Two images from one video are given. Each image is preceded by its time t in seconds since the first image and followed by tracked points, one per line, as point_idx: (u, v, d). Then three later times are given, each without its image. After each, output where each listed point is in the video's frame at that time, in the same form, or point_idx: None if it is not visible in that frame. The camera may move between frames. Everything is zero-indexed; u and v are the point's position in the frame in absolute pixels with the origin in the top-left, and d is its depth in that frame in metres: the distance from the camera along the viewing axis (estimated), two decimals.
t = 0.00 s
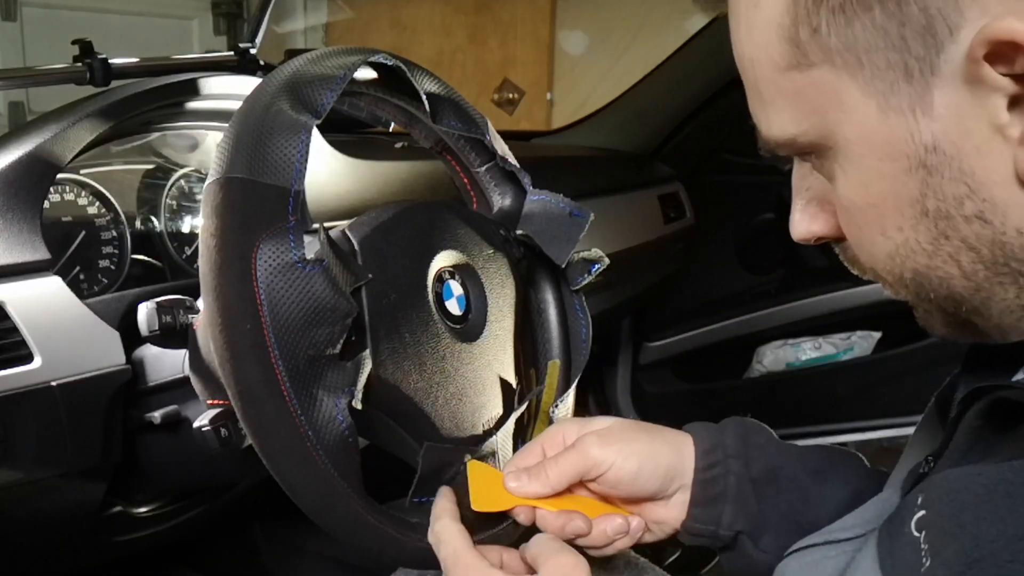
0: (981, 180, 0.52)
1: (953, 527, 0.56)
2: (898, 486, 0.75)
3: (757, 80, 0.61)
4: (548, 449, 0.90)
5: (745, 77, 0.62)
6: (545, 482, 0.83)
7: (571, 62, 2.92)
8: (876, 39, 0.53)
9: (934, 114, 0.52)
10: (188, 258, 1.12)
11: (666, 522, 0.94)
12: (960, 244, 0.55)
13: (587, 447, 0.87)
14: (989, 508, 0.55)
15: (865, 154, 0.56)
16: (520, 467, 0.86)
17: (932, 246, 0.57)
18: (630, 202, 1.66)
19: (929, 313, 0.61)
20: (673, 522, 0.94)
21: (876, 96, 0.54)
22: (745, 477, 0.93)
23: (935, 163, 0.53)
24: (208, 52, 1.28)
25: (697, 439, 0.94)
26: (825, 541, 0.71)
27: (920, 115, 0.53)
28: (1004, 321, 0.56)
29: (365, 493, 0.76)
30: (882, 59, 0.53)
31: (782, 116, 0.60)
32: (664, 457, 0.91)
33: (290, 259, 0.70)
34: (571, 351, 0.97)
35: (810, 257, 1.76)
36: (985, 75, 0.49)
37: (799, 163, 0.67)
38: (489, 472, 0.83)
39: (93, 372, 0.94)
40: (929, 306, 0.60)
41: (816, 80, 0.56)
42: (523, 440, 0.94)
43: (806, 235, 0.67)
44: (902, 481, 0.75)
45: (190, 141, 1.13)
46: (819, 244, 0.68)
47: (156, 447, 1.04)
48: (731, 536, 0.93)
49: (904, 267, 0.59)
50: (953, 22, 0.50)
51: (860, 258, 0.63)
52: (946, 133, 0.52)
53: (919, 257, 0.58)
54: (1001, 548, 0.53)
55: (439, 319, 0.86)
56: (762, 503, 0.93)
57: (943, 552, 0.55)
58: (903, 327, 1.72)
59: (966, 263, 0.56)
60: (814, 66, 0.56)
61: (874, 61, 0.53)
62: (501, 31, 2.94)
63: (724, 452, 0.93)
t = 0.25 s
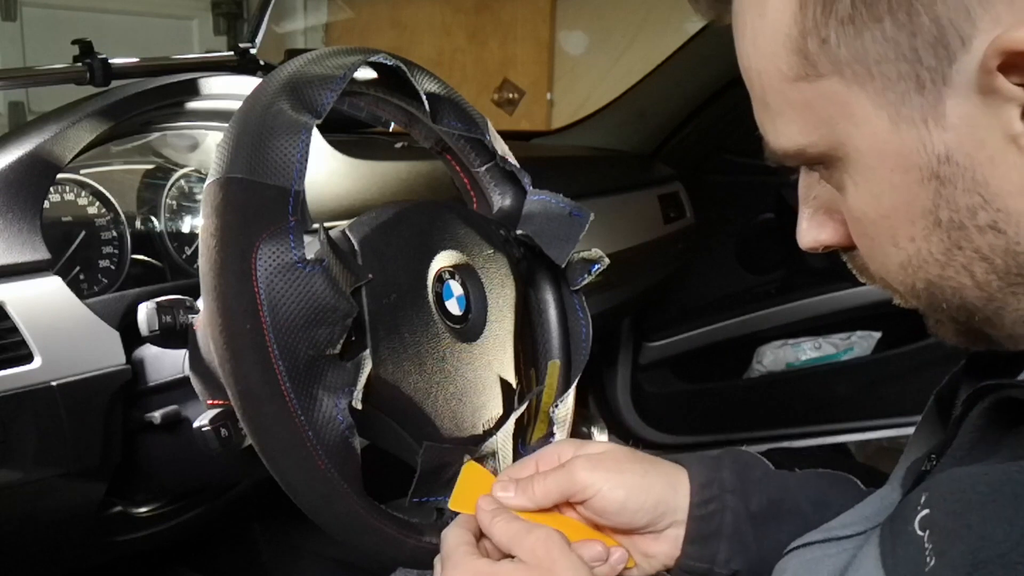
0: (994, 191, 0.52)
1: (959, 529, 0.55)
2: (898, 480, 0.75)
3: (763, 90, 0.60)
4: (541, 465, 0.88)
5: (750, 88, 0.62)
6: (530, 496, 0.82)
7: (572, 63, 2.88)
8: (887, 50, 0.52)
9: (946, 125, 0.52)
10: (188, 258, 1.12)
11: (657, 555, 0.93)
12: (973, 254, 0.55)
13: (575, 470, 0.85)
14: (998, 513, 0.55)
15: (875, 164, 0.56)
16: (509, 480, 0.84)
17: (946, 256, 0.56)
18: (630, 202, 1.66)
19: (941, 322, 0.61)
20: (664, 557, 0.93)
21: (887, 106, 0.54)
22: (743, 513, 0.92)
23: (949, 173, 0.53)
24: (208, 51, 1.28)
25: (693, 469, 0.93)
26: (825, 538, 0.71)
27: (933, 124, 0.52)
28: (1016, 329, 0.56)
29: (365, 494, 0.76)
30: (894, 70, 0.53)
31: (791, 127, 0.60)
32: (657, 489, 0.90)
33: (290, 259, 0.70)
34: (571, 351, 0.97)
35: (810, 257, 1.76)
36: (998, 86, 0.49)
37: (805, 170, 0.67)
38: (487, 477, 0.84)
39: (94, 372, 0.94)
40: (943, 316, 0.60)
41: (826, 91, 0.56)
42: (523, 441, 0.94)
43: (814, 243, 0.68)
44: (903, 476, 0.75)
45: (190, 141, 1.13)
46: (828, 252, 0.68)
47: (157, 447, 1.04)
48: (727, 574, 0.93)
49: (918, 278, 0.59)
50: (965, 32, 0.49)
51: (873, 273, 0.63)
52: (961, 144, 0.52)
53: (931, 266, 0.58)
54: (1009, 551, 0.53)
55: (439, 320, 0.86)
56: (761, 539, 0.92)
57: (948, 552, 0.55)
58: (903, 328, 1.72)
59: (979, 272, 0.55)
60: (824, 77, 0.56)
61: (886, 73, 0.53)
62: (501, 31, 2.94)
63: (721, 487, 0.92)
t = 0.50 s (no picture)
0: (1003, 188, 0.51)
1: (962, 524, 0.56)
2: (897, 474, 0.76)
3: (769, 88, 0.60)
4: (539, 453, 0.88)
5: (756, 84, 0.61)
6: (535, 484, 0.82)
7: (572, 63, 2.90)
8: (896, 48, 0.52)
9: (956, 122, 0.52)
10: (188, 258, 1.12)
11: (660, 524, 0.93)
12: (981, 253, 0.54)
13: (577, 448, 0.85)
14: (1001, 508, 0.54)
15: (881, 163, 0.56)
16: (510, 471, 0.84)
17: (954, 256, 0.56)
18: (630, 202, 1.66)
19: (947, 321, 0.60)
20: (666, 525, 0.93)
21: (895, 105, 0.54)
22: (738, 478, 0.92)
23: (957, 172, 0.53)
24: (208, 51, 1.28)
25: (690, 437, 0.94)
26: (825, 532, 0.71)
27: (941, 123, 0.52)
28: None
29: (366, 494, 0.76)
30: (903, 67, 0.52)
31: (799, 125, 0.59)
32: (657, 455, 0.90)
33: (290, 260, 0.70)
34: (571, 351, 0.97)
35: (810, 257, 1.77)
36: (1008, 83, 0.49)
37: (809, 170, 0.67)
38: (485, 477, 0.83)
39: (94, 372, 0.94)
40: (948, 314, 0.59)
41: (833, 89, 0.56)
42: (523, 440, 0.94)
43: (817, 242, 0.67)
44: (903, 472, 0.76)
45: (190, 142, 1.13)
46: (831, 251, 0.67)
47: (157, 446, 1.04)
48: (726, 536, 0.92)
49: (925, 276, 0.58)
50: (975, 29, 0.49)
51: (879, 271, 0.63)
52: (970, 142, 0.52)
53: (937, 265, 0.57)
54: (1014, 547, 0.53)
55: (439, 320, 0.86)
56: (756, 504, 0.92)
57: (952, 548, 0.55)
58: (902, 327, 1.72)
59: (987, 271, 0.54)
60: (832, 75, 0.55)
61: (895, 71, 0.53)
62: (501, 32, 2.94)
63: (717, 451, 0.93)
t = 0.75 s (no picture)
0: (1007, 190, 0.51)
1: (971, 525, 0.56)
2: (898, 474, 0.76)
3: (774, 90, 0.60)
4: (529, 461, 0.88)
5: (760, 84, 0.61)
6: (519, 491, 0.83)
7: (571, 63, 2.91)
8: (901, 49, 0.52)
9: (961, 124, 0.52)
10: (188, 258, 1.12)
11: (649, 550, 0.92)
12: (986, 253, 0.54)
13: (563, 462, 0.86)
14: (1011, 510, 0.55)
15: (885, 163, 0.56)
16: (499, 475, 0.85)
17: (958, 257, 0.56)
18: (630, 202, 1.66)
19: (955, 323, 0.60)
20: (654, 552, 0.92)
21: (899, 106, 0.54)
22: (734, 503, 0.90)
23: (961, 174, 0.53)
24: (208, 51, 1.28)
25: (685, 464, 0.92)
26: (825, 532, 0.71)
27: (946, 124, 0.52)
28: None
29: (366, 495, 0.76)
30: (908, 69, 0.52)
31: (803, 126, 0.59)
32: (647, 479, 0.90)
33: (290, 259, 0.70)
34: (571, 351, 0.97)
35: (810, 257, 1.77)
36: (1013, 85, 0.49)
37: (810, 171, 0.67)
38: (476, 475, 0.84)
39: (94, 372, 0.94)
40: (955, 317, 0.58)
41: (838, 90, 0.56)
42: (523, 440, 0.94)
43: (821, 243, 0.67)
44: (902, 472, 0.76)
45: (190, 142, 1.13)
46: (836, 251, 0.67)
47: (157, 447, 1.04)
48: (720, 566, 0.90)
49: (930, 277, 0.58)
50: (981, 31, 0.49)
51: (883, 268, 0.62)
52: (974, 144, 0.52)
53: (942, 265, 0.57)
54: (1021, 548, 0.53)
55: (439, 319, 0.86)
56: (754, 530, 0.90)
57: (958, 549, 0.55)
58: (903, 327, 1.72)
59: (991, 272, 0.54)
60: (836, 76, 0.55)
61: (900, 73, 0.53)
62: (501, 32, 2.94)
63: (711, 476, 0.90)
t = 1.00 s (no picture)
0: (1008, 188, 0.51)
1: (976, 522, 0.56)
2: (895, 470, 0.77)
3: (781, 87, 0.60)
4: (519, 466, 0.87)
5: (768, 79, 0.61)
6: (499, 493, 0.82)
7: (571, 63, 2.92)
8: (905, 47, 0.52)
9: (963, 123, 0.52)
10: (188, 258, 1.12)
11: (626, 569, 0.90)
12: (987, 250, 0.54)
13: (547, 467, 0.85)
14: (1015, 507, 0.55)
15: (887, 160, 0.56)
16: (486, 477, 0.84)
17: (959, 252, 0.56)
18: (630, 202, 1.66)
19: (960, 319, 0.60)
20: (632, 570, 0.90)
21: (902, 103, 0.54)
22: (722, 524, 0.86)
23: (963, 172, 0.53)
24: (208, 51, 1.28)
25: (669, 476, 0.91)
26: (825, 529, 0.71)
27: (949, 122, 0.52)
28: None
29: (365, 495, 0.76)
30: (911, 69, 0.52)
31: (809, 124, 0.59)
32: (629, 495, 0.88)
33: (290, 259, 0.70)
34: (571, 351, 0.97)
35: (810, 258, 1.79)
36: (1016, 84, 0.49)
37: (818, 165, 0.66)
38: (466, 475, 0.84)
39: (94, 372, 0.94)
40: (959, 311, 0.59)
41: (843, 88, 0.56)
42: (523, 440, 0.94)
43: (829, 238, 0.66)
44: (899, 471, 0.76)
45: (191, 142, 1.13)
46: (843, 246, 0.67)
47: (157, 447, 1.04)
48: None
49: (931, 271, 0.58)
50: (984, 31, 0.49)
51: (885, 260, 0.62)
52: (976, 142, 0.52)
53: (942, 261, 0.57)
54: None
55: (439, 319, 0.86)
56: (742, 549, 0.87)
57: (964, 545, 0.55)
58: (903, 327, 1.73)
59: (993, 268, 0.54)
60: (841, 75, 0.55)
61: (903, 71, 0.53)
62: (501, 31, 2.94)
63: (698, 497, 0.87)
